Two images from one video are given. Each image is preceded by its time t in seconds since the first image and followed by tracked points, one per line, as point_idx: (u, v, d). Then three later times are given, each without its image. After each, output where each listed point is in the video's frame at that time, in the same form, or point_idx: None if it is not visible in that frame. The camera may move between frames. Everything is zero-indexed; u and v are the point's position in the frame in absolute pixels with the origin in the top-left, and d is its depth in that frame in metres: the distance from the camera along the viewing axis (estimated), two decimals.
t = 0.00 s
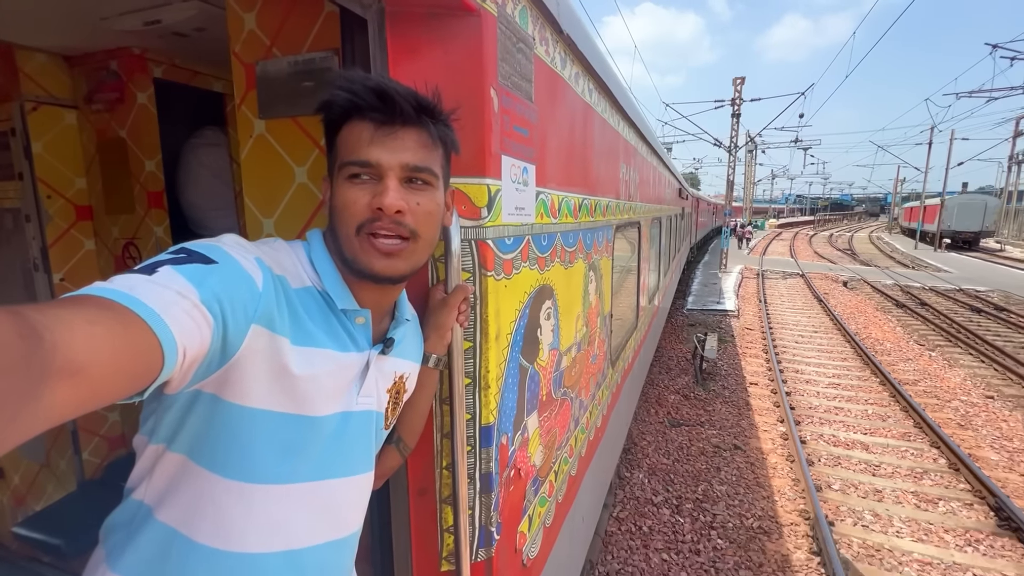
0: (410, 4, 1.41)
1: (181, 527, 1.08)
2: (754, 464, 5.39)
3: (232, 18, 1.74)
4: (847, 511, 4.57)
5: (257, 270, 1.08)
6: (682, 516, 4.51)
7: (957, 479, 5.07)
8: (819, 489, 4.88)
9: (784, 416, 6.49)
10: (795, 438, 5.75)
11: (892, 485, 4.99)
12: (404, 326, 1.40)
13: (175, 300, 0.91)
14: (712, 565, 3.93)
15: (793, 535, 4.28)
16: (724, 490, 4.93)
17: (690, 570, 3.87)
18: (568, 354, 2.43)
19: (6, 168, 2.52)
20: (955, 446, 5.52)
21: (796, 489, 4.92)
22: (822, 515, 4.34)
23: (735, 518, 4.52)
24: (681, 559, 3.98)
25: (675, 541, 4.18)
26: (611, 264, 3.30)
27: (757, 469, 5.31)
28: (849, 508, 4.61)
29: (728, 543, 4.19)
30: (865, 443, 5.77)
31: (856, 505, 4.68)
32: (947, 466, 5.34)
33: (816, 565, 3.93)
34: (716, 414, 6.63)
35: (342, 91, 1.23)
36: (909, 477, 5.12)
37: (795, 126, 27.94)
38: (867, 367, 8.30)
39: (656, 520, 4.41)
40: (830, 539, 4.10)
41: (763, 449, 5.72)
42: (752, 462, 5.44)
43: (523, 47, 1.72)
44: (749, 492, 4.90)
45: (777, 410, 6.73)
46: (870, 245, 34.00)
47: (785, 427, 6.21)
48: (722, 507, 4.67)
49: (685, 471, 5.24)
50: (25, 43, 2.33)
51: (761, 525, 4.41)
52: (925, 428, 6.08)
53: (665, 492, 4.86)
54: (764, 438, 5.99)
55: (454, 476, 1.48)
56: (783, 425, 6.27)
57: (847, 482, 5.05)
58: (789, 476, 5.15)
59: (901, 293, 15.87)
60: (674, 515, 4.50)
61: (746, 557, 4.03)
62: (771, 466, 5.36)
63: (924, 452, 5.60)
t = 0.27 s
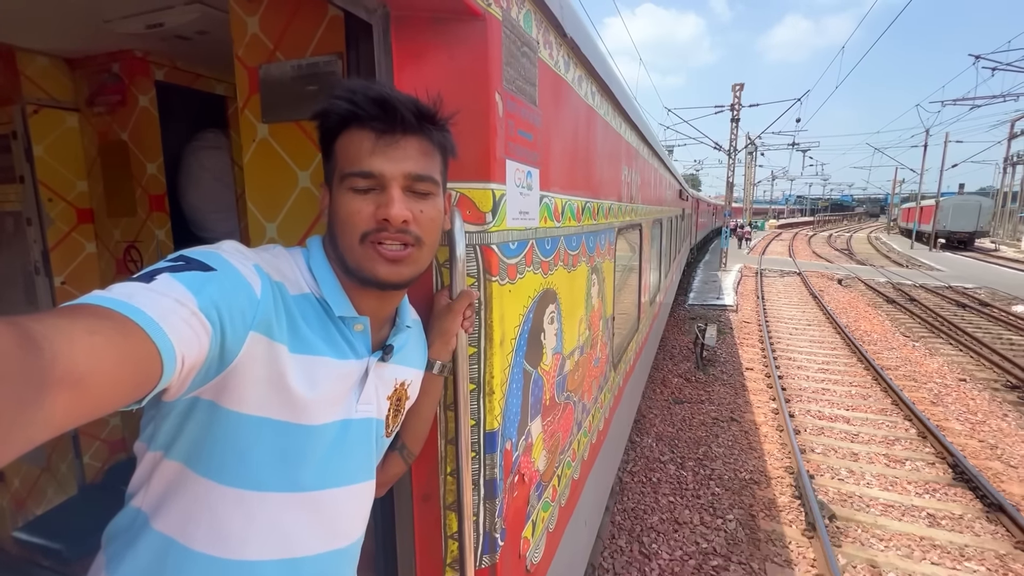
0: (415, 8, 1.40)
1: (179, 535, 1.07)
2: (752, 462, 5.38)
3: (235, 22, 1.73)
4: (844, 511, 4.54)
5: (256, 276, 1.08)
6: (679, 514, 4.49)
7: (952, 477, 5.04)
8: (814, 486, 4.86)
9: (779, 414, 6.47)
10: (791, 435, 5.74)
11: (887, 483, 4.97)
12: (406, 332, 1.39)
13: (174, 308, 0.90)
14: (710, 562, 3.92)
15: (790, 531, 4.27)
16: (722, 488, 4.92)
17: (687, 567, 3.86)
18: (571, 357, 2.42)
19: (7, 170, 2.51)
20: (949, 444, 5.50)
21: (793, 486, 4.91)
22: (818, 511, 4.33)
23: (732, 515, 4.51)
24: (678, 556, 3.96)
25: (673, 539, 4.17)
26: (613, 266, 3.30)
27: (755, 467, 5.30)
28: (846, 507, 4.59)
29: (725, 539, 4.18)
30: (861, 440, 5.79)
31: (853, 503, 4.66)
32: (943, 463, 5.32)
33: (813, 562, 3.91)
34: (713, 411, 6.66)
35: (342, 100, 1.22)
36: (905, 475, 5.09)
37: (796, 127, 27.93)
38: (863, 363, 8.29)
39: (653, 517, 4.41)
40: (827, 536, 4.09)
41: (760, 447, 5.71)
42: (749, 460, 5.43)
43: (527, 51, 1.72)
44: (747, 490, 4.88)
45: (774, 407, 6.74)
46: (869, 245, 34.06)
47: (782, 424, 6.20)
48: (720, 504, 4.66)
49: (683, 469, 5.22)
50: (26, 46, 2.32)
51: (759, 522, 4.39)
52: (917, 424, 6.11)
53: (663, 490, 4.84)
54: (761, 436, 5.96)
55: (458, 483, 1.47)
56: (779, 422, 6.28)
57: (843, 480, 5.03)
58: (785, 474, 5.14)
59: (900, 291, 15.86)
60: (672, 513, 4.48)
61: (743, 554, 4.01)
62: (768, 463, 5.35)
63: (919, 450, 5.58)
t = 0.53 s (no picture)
0: (422, 16, 1.39)
1: (182, 547, 1.07)
2: (751, 458, 5.36)
3: (240, 27, 1.72)
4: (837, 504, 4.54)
5: (260, 286, 1.08)
6: (679, 510, 4.48)
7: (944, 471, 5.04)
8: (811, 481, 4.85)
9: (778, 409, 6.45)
10: (789, 432, 5.72)
11: (881, 477, 4.97)
12: (411, 341, 1.39)
13: (178, 319, 0.90)
14: (709, 558, 3.91)
15: (787, 526, 4.26)
16: (721, 484, 4.89)
17: (686, 563, 3.85)
18: (575, 362, 2.42)
19: (11, 175, 2.51)
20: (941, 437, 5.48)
21: (791, 481, 4.89)
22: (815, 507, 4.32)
23: (731, 511, 4.49)
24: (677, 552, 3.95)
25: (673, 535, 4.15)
26: (617, 269, 3.29)
27: (753, 462, 5.28)
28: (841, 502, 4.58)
29: (723, 535, 4.16)
30: (860, 436, 5.81)
31: (849, 498, 4.65)
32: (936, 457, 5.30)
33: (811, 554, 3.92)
34: (712, 408, 6.66)
35: (348, 109, 1.22)
36: (897, 469, 5.10)
37: (797, 127, 27.87)
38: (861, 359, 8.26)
39: (653, 513, 4.39)
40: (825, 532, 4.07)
41: (759, 442, 5.69)
42: (748, 456, 5.40)
43: (533, 57, 1.71)
44: (746, 485, 4.86)
45: (771, 402, 6.75)
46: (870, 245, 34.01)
47: (780, 420, 6.18)
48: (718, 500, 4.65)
49: (682, 466, 5.21)
50: (30, 50, 2.32)
51: (758, 517, 4.38)
52: (910, 417, 6.14)
53: (662, 487, 4.83)
54: (760, 431, 5.94)
55: (465, 492, 1.47)
56: (776, 416, 6.30)
57: (844, 478, 4.99)
58: (784, 469, 5.12)
59: (901, 288, 15.83)
60: (671, 509, 4.47)
61: (741, 549, 4.01)
62: (767, 459, 5.33)
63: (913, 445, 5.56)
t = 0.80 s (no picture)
0: (423, 17, 1.40)
1: (181, 547, 1.07)
2: (752, 462, 5.37)
3: (242, 29, 1.73)
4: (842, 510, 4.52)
5: (260, 287, 1.08)
6: (678, 513, 4.49)
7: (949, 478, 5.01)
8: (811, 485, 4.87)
9: (778, 412, 6.45)
10: (789, 434, 5.73)
11: (886, 484, 4.93)
12: (412, 342, 1.39)
13: (177, 320, 0.90)
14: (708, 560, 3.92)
15: (787, 529, 4.27)
16: (720, 487, 4.91)
17: (685, 565, 3.87)
18: (577, 362, 2.41)
19: (16, 176, 2.53)
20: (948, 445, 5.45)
21: (791, 485, 4.90)
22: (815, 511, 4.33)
23: (730, 514, 4.51)
24: (677, 553, 3.97)
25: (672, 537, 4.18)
26: (618, 270, 3.28)
27: (753, 465, 5.29)
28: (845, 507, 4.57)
29: (723, 538, 4.18)
30: (861, 439, 5.80)
31: (853, 504, 4.63)
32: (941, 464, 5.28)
33: (812, 558, 3.92)
34: (714, 411, 6.65)
35: (374, 114, 1.21)
36: (902, 476, 5.05)
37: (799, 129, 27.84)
38: (864, 361, 8.25)
39: (653, 516, 4.41)
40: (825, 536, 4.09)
41: (760, 446, 5.70)
42: (749, 459, 5.42)
43: (535, 57, 1.71)
44: (746, 489, 4.88)
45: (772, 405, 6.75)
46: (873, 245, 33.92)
47: (780, 423, 6.19)
48: (718, 502, 4.67)
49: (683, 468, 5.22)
50: (34, 52, 2.33)
51: (758, 520, 4.39)
52: (915, 421, 6.12)
53: (662, 490, 4.85)
54: (761, 434, 5.95)
55: (466, 493, 1.47)
56: (777, 420, 6.29)
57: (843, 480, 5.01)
58: (784, 473, 5.14)
59: (904, 288, 15.77)
60: (670, 511, 4.49)
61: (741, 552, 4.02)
62: (767, 463, 5.34)
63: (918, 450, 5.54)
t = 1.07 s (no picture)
0: (423, 11, 1.41)
1: (182, 533, 1.08)
2: (752, 461, 5.38)
3: (244, 25, 1.75)
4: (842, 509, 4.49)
5: (263, 276, 1.09)
6: (677, 511, 4.51)
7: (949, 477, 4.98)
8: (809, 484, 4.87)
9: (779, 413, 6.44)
10: (790, 434, 5.73)
11: (888, 484, 4.89)
12: (414, 332, 1.39)
13: (180, 305, 0.91)
14: (707, 559, 3.93)
15: (785, 528, 4.29)
16: (720, 486, 4.93)
17: (683, 562, 3.88)
18: (577, 358, 2.42)
19: (21, 174, 2.56)
20: (948, 444, 5.41)
21: (791, 484, 4.91)
22: (814, 511, 4.34)
23: (729, 512, 4.52)
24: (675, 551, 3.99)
25: (671, 535, 4.19)
26: (619, 268, 3.29)
27: (754, 465, 5.30)
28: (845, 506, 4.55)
29: (721, 537, 4.19)
30: (863, 437, 5.78)
31: (853, 503, 4.60)
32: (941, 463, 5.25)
33: (811, 558, 3.93)
34: (715, 411, 6.64)
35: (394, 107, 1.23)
36: (905, 476, 5.00)
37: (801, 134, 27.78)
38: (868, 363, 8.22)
39: (652, 514, 4.43)
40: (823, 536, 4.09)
41: (760, 446, 5.70)
42: (749, 458, 5.43)
43: (534, 53, 1.73)
44: (746, 488, 4.88)
45: (773, 405, 6.74)
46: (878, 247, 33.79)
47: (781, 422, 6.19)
48: (717, 501, 4.68)
49: (683, 467, 5.24)
50: (40, 51, 2.37)
51: (758, 519, 4.40)
52: (917, 421, 6.10)
53: (662, 489, 4.85)
54: (761, 434, 5.96)
55: (466, 484, 1.48)
56: (778, 419, 6.28)
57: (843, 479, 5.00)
58: (784, 472, 5.14)
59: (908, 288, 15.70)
60: (670, 509, 4.51)
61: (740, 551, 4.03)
62: (768, 463, 5.34)
63: (919, 450, 5.52)
